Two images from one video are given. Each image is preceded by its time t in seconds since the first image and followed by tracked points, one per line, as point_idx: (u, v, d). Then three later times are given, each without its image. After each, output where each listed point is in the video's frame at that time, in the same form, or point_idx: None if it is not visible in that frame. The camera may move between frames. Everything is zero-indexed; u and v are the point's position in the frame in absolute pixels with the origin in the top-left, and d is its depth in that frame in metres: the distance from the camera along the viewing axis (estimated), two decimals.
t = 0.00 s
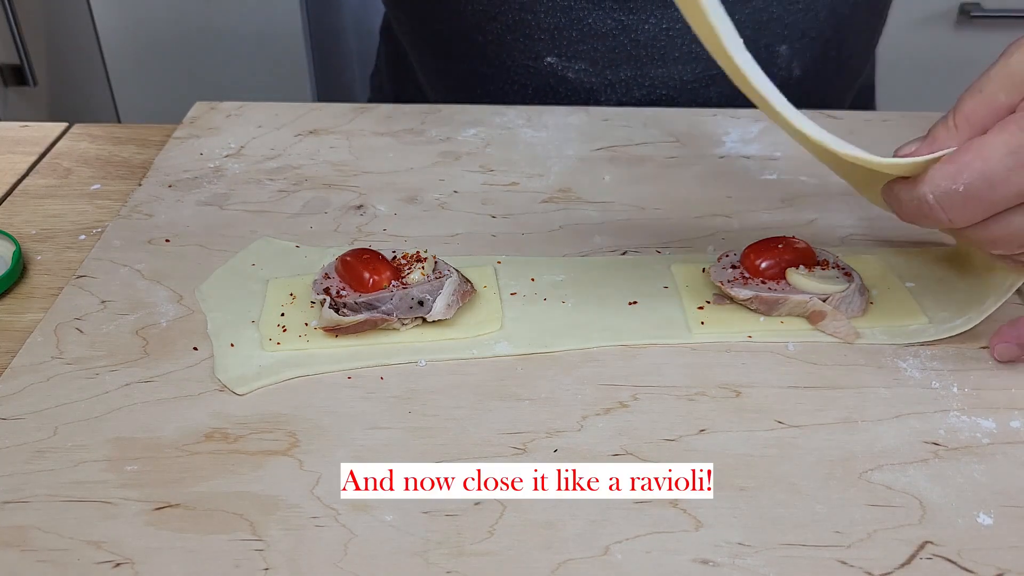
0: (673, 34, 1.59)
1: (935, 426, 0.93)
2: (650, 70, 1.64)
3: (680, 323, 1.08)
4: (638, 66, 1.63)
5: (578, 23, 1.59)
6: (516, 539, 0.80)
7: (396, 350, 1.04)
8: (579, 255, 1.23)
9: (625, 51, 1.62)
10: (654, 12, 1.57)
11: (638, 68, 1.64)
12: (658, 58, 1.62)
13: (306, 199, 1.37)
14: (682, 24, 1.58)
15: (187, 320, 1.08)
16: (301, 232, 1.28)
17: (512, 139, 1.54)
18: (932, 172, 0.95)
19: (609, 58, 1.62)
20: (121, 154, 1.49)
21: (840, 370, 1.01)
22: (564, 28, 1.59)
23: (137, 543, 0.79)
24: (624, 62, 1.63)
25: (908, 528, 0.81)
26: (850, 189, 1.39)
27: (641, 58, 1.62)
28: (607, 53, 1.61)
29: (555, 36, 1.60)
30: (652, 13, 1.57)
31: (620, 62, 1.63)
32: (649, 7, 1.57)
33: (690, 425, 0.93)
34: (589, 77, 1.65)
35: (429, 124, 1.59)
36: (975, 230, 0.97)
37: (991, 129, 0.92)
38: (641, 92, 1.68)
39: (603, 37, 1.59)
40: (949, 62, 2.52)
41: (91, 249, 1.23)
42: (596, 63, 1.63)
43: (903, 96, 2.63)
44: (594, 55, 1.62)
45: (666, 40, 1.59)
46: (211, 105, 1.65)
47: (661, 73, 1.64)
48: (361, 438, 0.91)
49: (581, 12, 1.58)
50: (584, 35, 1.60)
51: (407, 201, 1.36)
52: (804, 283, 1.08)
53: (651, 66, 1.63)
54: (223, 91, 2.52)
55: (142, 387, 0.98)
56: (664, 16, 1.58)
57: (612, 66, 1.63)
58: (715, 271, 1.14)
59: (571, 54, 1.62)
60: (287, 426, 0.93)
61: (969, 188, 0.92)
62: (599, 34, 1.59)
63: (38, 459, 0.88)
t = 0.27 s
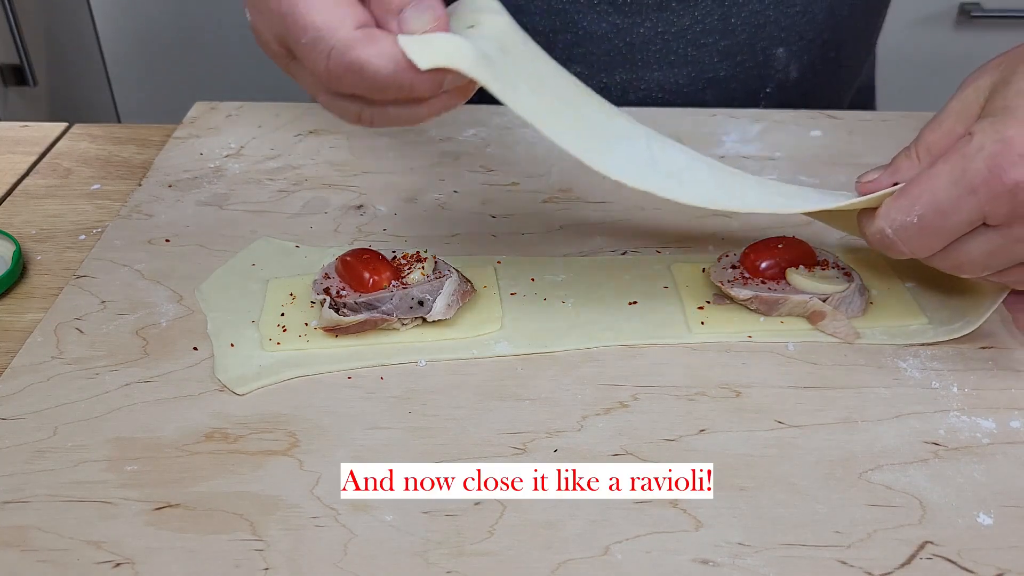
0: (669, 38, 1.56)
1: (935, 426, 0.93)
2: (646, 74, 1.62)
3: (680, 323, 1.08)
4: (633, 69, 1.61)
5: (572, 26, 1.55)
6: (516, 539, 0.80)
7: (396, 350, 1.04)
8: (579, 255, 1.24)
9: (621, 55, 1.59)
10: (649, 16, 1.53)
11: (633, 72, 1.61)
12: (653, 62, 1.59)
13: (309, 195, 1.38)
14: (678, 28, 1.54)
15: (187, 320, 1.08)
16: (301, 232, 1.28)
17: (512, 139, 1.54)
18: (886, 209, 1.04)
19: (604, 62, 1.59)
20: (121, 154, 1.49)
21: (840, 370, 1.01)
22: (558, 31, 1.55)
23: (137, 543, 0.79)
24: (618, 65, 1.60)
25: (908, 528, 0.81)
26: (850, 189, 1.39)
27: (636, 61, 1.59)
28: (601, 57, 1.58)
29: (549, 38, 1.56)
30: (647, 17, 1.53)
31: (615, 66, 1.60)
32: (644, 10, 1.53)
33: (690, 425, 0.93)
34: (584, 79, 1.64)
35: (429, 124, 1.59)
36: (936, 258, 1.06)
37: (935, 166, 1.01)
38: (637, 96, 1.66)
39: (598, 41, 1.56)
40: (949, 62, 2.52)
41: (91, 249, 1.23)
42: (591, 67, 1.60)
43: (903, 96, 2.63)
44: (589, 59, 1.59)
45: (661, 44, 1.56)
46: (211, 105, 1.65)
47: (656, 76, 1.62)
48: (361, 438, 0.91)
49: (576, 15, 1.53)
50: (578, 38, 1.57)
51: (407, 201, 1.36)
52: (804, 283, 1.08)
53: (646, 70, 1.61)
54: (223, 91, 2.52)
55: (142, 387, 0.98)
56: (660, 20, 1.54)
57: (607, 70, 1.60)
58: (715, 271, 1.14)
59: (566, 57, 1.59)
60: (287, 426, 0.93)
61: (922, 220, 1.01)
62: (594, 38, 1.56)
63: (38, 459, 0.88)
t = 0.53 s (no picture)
0: (662, 40, 1.55)
1: (935, 426, 0.93)
2: (641, 76, 1.61)
3: (680, 323, 1.08)
4: (628, 71, 1.60)
5: (566, 28, 1.53)
6: (516, 539, 0.80)
7: (396, 350, 1.04)
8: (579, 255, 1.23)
9: (615, 57, 1.58)
10: (642, 19, 1.53)
11: (627, 74, 1.60)
12: (647, 64, 1.58)
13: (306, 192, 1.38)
14: (672, 30, 1.54)
15: (187, 320, 1.08)
16: (301, 232, 1.28)
17: (511, 139, 1.54)
18: (854, 215, 1.02)
19: (598, 63, 1.58)
20: (121, 154, 1.48)
21: (840, 370, 1.01)
22: (553, 34, 1.54)
23: (138, 543, 0.79)
24: (613, 68, 1.59)
25: (908, 528, 0.81)
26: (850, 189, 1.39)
27: (631, 63, 1.58)
28: (596, 59, 1.58)
29: (544, 41, 1.55)
30: (641, 19, 1.53)
31: (609, 68, 1.59)
32: (637, 13, 1.53)
33: (690, 425, 0.93)
34: (578, 81, 1.62)
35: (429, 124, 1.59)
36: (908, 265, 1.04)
37: (902, 170, 0.99)
38: (631, 98, 1.65)
39: (592, 43, 1.55)
40: (950, 62, 2.52)
41: (91, 249, 1.23)
42: (585, 68, 1.59)
43: (903, 96, 2.63)
44: (583, 60, 1.58)
45: (655, 46, 1.55)
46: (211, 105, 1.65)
47: (650, 79, 1.61)
48: (361, 438, 0.91)
49: (569, 18, 1.53)
50: (572, 41, 1.56)
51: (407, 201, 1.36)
52: (802, 283, 1.09)
53: (640, 72, 1.60)
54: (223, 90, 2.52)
55: (142, 387, 0.98)
56: (653, 22, 1.53)
57: (601, 72, 1.60)
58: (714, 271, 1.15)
59: (561, 59, 1.58)
60: (287, 426, 0.93)
61: (889, 224, 0.99)
62: (588, 40, 1.55)
63: (38, 459, 0.88)
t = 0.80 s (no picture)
0: (657, 41, 1.54)
1: (935, 426, 0.93)
2: (636, 76, 1.61)
3: (679, 323, 1.08)
4: (623, 71, 1.60)
5: (561, 30, 1.53)
6: (516, 539, 0.80)
7: (397, 350, 1.04)
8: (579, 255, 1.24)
9: (610, 58, 1.58)
10: (637, 20, 1.52)
11: (622, 74, 1.61)
12: (642, 64, 1.58)
13: (301, 191, 1.36)
14: (666, 31, 1.53)
15: (187, 320, 1.08)
16: (301, 232, 1.28)
17: (511, 139, 1.54)
18: (849, 196, 1.02)
19: (594, 64, 1.58)
20: (121, 154, 1.48)
21: (840, 370, 1.01)
22: (548, 35, 1.54)
23: (138, 543, 0.79)
24: (608, 68, 1.59)
25: (908, 528, 0.81)
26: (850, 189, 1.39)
27: (626, 64, 1.58)
28: (591, 61, 1.58)
29: (539, 42, 1.55)
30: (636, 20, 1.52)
31: (605, 69, 1.60)
32: (632, 14, 1.52)
33: (690, 425, 0.93)
34: (574, 82, 1.62)
35: (429, 124, 1.59)
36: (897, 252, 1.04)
37: (900, 155, 0.99)
38: (626, 97, 1.66)
39: (587, 45, 1.54)
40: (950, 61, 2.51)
41: (91, 249, 1.23)
42: (581, 69, 1.59)
43: (903, 95, 2.63)
44: (578, 61, 1.58)
45: (649, 47, 1.55)
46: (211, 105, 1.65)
47: (646, 78, 1.62)
48: (361, 438, 0.91)
49: (564, 19, 1.52)
50: (567, 42, 1.55)
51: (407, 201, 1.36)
52: (803, 283, 1.09)
53: (635, 72, 1.60)
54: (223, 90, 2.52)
55: (142, 387, 0.98)
56: (648, 23, 1.53)
57: (597, 72, 1.60)
58: (715, 272, 1.15)
59: (556, 59, 1.58)
60: (287, 426, 0.93)
61: (883, 211, 0.99)
62: (582, 41, 1.54)
63: (38, 459, 0.88)
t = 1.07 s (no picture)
0: (655, 41, 1.54)
1: (935, 426, 0.93)
2: (634, 76, 1.62)
3: (679, 323, 1.08)
4: (622, 71, 1.61)
5: (560, 29, 1.53)
6: (516, 539, 0.80)
7: (396, 350, 1.04)
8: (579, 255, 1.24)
9: (609, 57, 1.58)
10: (636, 19, 1.52)
11: (620, 74, 1.62)
12: (641, 64, 1.59)
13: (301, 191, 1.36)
14: (665, 31, 1.53)
15: (187, 321, 1.08)
16: (301, 232, 1.28)
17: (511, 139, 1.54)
18: (847, 180, 1.02)
19: (592, 64, 1.59)
20: (121, 154, 1.49)
21: (840, 370, 1.01)
22: (546, 35, 1.53)
23: (138, 543, 0.79)
24: (607, 68, 1.60)
25: (908, 528, 0.81)
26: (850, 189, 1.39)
27: (625, 64, 1.59)
28: (590, 60, 1.58)
29: (537, 42, 1.55)
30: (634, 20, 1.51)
31: (604, 68, 1.60)
32: (630, 13, 1.51)
33: (690, 425, 0.93)
34: (573, 81, 1.63)
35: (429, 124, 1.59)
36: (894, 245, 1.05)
37: (902, 144, 0.98)
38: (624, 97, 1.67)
39: (585, 44, 1.54)
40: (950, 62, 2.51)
41: (91, 249, 1.23)
42: (580, 69, 1.60)
43: (903, 95, 2.62)
44: (577, 60, 1.58)
45: (647, 46, 1.55)
46: (211, 105, 1.65)
47: (644, 78, 1.63)
48: (361, 438, 0.91)
49: (563, 18, 1.52)
50: (565, 41, 1.55)
51: (407, 201, 1.36)
52: (803, 283, 1.09)
53: (634, 72, 1.61)
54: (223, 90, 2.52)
55: (142, 387, 0.98)
56: (646, 23, 1.52)
57: (595, 72, 1.61)
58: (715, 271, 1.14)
59: (554, 59, 1.58)
60: (287, 426, 0.93)
61: (879, 197, 0.99)
62: (581, 41, 1.54)
63: (38, 459, 0.88)
